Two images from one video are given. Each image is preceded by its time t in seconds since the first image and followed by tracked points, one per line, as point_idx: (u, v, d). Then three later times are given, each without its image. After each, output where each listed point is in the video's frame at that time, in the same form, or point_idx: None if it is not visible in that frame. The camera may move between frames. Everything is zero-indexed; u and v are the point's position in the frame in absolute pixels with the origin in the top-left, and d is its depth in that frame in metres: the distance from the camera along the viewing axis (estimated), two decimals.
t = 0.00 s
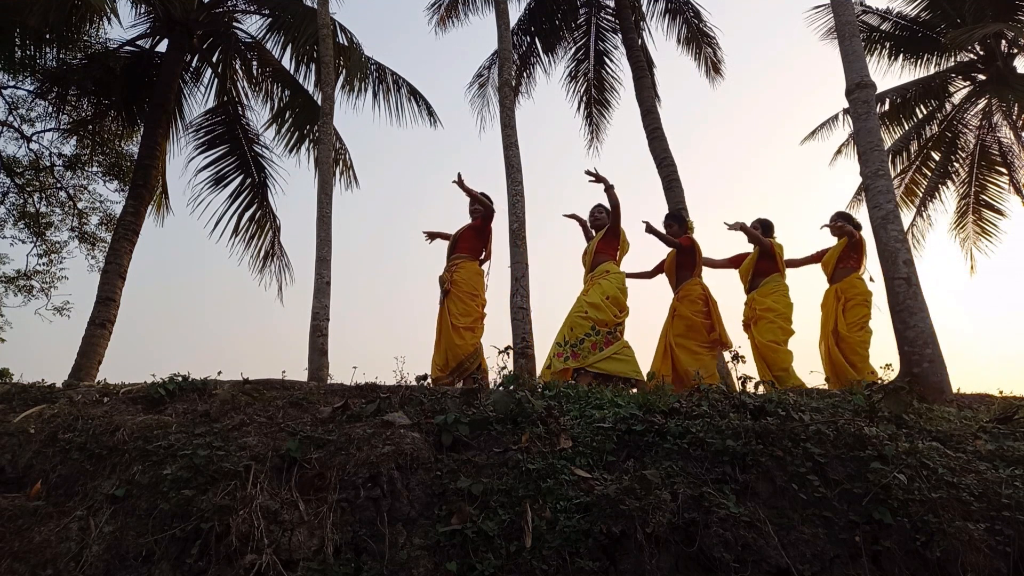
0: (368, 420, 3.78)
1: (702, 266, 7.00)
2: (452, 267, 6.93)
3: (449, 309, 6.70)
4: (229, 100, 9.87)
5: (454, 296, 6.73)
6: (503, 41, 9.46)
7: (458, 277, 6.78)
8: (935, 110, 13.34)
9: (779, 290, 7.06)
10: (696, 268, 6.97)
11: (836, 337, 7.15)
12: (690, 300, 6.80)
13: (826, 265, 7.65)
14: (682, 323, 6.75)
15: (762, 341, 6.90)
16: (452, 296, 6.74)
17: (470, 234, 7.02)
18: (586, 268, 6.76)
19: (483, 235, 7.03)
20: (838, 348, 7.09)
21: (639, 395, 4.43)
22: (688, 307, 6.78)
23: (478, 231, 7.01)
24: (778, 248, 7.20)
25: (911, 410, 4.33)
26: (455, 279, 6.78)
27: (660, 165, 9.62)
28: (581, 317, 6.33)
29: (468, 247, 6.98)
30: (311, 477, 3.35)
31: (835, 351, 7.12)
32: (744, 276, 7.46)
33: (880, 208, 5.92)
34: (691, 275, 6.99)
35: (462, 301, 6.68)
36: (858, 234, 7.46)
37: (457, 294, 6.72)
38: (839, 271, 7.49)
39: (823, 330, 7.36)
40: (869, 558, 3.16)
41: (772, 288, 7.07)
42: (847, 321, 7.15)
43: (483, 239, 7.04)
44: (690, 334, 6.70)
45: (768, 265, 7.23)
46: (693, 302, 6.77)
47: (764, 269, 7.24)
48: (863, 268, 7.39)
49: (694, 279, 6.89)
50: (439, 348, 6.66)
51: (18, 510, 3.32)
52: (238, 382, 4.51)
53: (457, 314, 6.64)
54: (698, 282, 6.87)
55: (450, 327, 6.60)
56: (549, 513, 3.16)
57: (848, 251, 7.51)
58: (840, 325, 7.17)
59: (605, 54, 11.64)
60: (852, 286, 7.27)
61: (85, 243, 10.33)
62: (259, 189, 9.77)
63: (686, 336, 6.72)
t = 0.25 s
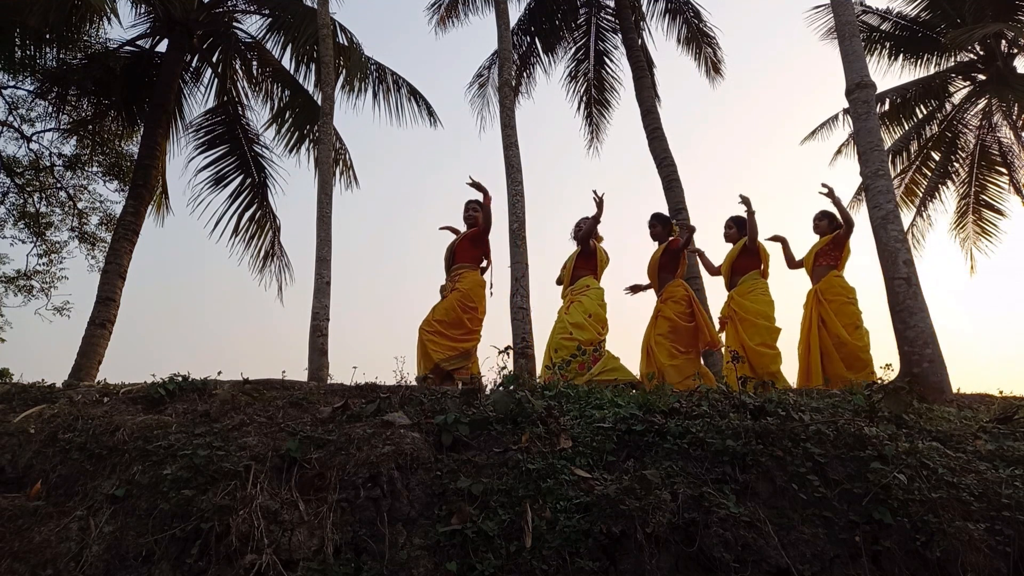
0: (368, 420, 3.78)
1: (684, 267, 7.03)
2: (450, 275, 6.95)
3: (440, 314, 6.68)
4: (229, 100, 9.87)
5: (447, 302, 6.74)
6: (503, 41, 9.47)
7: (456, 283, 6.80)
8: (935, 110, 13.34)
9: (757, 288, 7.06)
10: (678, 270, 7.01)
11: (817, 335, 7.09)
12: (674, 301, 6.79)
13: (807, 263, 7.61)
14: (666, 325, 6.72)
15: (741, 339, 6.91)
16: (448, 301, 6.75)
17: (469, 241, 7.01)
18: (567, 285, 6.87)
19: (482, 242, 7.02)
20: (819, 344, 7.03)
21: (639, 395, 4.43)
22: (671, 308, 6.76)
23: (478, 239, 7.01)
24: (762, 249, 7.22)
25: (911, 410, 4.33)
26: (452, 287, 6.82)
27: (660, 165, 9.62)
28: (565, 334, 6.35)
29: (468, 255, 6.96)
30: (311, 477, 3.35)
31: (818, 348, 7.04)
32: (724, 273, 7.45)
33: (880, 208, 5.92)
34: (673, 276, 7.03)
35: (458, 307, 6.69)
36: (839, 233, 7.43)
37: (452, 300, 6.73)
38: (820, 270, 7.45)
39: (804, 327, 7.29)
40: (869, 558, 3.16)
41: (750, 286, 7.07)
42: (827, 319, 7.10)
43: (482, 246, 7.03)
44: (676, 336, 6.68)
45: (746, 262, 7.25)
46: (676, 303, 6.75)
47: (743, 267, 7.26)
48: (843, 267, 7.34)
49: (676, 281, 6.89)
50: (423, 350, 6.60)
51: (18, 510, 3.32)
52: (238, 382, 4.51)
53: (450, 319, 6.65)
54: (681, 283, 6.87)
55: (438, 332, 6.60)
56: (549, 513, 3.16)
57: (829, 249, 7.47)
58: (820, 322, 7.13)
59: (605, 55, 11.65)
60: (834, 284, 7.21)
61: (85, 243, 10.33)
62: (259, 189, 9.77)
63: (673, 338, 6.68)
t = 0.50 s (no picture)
0: (368, 420, 3.78)
1: (663, 262, 7.02)
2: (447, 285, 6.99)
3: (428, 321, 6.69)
4: (229, 100, 9.87)
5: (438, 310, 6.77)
6: (503, 41, 9.47)
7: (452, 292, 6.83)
8: (935, 110, 13.34)
9: (742, 298, 7.07)
10: (657, 264, 7.01)
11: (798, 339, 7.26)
12: (655, 297, 6.81)
13: (801, 272, 7.66)
14: (653, 323, 6.72)
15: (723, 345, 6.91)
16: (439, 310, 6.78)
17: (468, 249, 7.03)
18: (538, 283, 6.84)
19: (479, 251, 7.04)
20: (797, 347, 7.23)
21: (639, 395, 4.43)
22: (654, 304, 6.79)
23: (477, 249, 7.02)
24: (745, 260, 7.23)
25: (911, 410, 4.33)
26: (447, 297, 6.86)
27: (660, 165, 9.62)
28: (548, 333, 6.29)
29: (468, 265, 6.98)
30: (311, 477, 3.35)
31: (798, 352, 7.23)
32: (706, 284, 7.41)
33: (880, 208, 5.92)
34: (651, 271, 7.01)
35: (450, 315, 6.71)
36: (831, 245, 7.46)
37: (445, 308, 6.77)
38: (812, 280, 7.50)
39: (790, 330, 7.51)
40: (869, 558, 3.15)
41: (735, 296, 7.07)
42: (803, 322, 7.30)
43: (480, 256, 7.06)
44: (663, 331, 6.70)
45: (730, 273, 7.23)
46: (658, 299, 6.79)
47: (725, 276, 7.25)
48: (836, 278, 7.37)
49: (654, 276, 6.90)
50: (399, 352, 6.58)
51: (18, 510, 3.32)
52: (238, 382, 4.51)
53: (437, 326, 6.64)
54: (660, 279, 6.89)
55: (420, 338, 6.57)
56: (549, 513, 3.16)
57: (824, 261, 7.50)
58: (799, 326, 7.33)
59: (605, 55, 11.65)
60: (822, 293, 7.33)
61: (85, 243, 10.33)
62: (259, 189, 9.77)
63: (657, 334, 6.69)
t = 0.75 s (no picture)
0: (368, 420, 3.78)
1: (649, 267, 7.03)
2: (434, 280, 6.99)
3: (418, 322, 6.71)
4: (229, 100, 9.87)
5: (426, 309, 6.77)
6: (503, 41, 9.47)
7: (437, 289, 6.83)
8: (935, 110, 13.34)
9: (721, 299, 7.10)
10: (643, 269, 7.01)
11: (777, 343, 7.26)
12: (644, 302, 6.76)
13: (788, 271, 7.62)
14: (641, 328, 6.65)
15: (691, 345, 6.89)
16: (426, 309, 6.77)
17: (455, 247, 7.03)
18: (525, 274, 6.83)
19: (466, 248, 6.98)
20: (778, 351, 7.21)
21: (639, 395, 4.43)
22: (641, 309, 6.74)
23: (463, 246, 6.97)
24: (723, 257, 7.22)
25: (911, 410, 4.33)
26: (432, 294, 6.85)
27: (660, 165, 9.62)
28: (540, 332, 6.27)
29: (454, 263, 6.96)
30: (311, 477, 3.35)
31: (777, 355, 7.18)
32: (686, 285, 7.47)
33: (880, 208, 5.92)
34: (639, 277, 7.00)
35: (439, 313, 6.70)
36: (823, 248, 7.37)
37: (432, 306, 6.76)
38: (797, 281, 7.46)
39: (772, 336, 7.48)
40: (869, 558, 3.16)
41: (716, 296, 7.10)
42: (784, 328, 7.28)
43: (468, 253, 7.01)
44: (651, 337, 6.63)
45: (712, 274, 7.27)
46: (646, 303, 6.75)
47: (707, 278, 7.28)
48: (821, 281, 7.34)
49: (643, 281, 6.88)
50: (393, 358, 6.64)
51: (18, 510, 3.32)
52: (238, 382, 4.51)
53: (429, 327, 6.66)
54: (648, 283, 6.88)
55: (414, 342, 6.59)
56: (549, 513, 3.16)
57: (812, 262, 7.45)
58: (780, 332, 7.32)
59: (605, 55, 11.65)
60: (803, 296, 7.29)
61: (85, 243, 10.33)
62: (259, 189, 9.77)
63: (645, 339, 6.62)
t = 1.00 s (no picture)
0: (368, 420, 3.78)
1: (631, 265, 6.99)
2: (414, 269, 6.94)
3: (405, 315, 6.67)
4: (229, 100, 9.87)
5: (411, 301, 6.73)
6: (503, 41, 9.47)
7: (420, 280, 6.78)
8: (935, 110, 13.34)
9: (706, 285, 6.99)
10: (625, 268, 6.97)
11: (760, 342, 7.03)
12: (623, 304, 6.79)
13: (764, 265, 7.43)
14: (621, 329, 6.68)
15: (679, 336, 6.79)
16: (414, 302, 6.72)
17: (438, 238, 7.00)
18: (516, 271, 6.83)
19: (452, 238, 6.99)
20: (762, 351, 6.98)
21: (639, 395, 4.42)
22: (621, 310, 6.78)
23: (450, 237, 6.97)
24: (710, 244, 7.13)
25: (911, 410, 4.33)
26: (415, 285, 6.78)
27: (660, 165, 9.62)
28: (536, 331, 6.31)
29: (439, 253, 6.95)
30: (311, 477, 3.35)
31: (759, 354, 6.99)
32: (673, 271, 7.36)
33: (880, 208, 5.92)
34: (620, 276, 6.99)
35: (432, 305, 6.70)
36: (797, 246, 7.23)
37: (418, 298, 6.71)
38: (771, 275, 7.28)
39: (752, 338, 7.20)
40: (869, 558, 3.15)
41: (697, 283, 6.99)
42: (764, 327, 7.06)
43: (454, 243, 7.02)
44: (634, 338, 6.65)
45: (699, 260, 7.15)
46: (626, 304, 6.78)
47: (693, 264, 7.17)
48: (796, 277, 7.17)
49: (622, 282, 6.90)
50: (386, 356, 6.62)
51: (18, 510, 3.32)
52: (238, 382, 4.51)
53: (421, 320, 6.64)
54: (629, 284, 6.89)
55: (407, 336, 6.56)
56: (549, 513, 3.16)
57: (789, 256, 7.26)
58: (762, 331, 7.08)
59: (604, 54, 11.64)
60: (779, 291, 7.09)
61: (85, 243, 10.33)
62: (259, 189, 9.77)
63: (628, 340, 6.65)
